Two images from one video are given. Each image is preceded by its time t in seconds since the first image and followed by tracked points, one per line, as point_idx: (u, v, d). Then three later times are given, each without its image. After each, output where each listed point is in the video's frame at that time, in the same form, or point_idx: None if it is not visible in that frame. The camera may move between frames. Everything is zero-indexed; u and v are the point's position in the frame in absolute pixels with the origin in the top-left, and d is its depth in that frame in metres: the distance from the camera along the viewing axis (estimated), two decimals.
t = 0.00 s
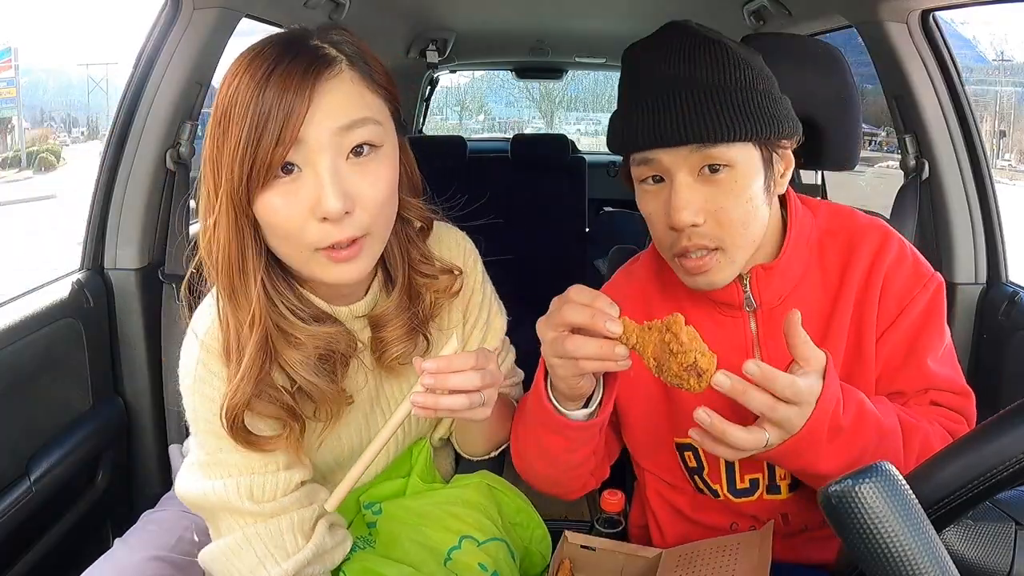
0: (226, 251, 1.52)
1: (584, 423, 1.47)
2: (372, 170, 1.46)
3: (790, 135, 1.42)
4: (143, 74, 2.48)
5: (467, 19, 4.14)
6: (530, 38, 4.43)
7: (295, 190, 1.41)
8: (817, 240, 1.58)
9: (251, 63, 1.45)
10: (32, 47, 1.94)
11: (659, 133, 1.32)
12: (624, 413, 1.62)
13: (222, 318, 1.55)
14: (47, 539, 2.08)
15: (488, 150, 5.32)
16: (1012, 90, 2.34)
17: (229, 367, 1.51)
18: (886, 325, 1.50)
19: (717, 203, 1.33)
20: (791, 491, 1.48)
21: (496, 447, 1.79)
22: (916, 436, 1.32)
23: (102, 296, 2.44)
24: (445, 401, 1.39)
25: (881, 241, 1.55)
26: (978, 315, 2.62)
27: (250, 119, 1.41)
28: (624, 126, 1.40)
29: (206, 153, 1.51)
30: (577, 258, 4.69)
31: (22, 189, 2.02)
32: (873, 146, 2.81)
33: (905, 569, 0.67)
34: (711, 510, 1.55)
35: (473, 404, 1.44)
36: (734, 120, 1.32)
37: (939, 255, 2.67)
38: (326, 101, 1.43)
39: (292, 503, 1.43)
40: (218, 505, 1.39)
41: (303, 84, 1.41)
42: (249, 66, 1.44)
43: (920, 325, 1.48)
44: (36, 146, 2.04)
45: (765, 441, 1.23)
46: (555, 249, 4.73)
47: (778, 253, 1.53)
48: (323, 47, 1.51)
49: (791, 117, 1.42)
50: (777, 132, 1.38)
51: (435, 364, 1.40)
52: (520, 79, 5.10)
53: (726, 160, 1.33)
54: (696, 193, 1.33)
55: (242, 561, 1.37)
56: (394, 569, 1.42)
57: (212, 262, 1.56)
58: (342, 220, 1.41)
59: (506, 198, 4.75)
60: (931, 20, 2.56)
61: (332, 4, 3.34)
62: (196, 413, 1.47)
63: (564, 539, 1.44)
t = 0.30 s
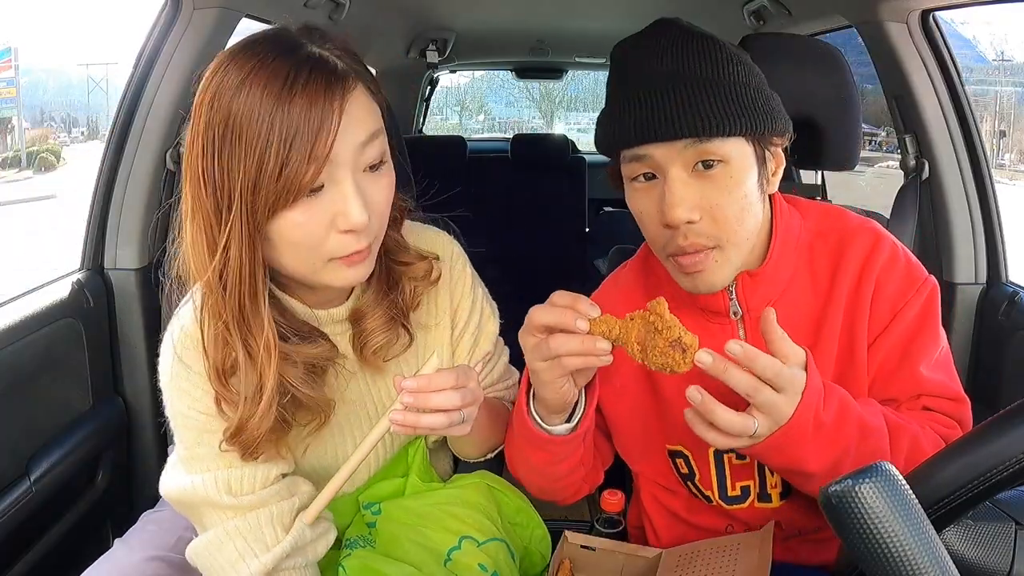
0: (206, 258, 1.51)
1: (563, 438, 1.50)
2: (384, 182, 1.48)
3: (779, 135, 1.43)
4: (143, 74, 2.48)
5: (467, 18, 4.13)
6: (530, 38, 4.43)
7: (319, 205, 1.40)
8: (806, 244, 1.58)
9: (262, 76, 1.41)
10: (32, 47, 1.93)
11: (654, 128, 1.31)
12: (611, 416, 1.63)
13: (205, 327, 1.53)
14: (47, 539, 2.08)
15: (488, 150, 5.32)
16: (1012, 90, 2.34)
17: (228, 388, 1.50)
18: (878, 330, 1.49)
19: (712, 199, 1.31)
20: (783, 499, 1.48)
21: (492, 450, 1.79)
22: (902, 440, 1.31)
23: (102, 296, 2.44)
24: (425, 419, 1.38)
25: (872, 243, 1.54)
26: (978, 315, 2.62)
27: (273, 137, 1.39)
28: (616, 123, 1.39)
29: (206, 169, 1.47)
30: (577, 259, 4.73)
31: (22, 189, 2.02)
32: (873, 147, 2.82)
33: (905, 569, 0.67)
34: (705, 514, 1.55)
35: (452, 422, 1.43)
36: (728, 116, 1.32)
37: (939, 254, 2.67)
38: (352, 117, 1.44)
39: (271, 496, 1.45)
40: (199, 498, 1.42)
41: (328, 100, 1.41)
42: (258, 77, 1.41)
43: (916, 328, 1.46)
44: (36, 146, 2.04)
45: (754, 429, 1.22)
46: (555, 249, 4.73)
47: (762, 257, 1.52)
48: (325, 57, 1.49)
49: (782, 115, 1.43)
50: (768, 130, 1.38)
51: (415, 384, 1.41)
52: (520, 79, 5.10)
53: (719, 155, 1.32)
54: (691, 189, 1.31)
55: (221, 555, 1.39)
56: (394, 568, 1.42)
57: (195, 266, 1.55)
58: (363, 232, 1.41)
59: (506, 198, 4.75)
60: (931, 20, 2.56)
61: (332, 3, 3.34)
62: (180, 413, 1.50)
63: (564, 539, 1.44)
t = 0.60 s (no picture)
0: (235, 272, 1.50)
1: (566, 438, 1.50)
2: (396, 173, 1.54)
3: (785, 158, 1.37)
4: (143, 74, 2.48)
5: (467, 18, 4.13)
6: (530, 38, 4.43)
7: (347, 197, 1.43)
8: (807, 253, 1.55)
9: (281, 76, 1.41)
10: (32, 47, 1.93)
11: (650, 157, 1.26)
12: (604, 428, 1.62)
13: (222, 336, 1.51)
14: (47, 540, 2.08)
15: (488, 150, 5.32)
16: (1012, 90, 2.34)
17: (259, 396, 1.50)
18: (883, 345, 1.46)
19: (709, 231, 1.28)
20: (777, 509, 1.47)
21: (493, 450, 1.79)
22: (904, 444, 1.30)
23: (102, 296, 2.44)
24: (427, 419, 1.39)
25: (876, 254, 1.51)
26: (978, 315, 2.62)
27: (302, 135, 1.40)
28: (614, 144, 1.34)
29: (227, 176, 1.45)
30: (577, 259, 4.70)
31: (22, 189, 2.02)
32: (873, 147, 2.83)
33: (905, 569, 0.67)
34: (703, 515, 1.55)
35: (455, 422, 1.44)
36: (730, 145, 1.26)
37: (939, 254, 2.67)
38: (370, 108, 1.48)
39: (273, 506, 1.45)
40: (202, 510, 1.43)
41: (350, 92, 1.44)
42: (277, 79, 1.41)
43: (921, 341, 1.43)
44: (35, 146, 2.04)
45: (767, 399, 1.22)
46: (555, 249, 4.74)
47: (762, 270, 1.51)
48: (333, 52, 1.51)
49: (790, 135, 1.38)
50: (773, 156, 1.32)
51: (417, 384, 1.41)
52: (520, 79, 5.11)
53: (718, 188, 1.27)
54: (687, 220, 1.27)
55: (220, 564, 1.40)
56: (395, 568, 1.42)
57: (207, 270, 1.55)
58: (387, 218, 1.46)
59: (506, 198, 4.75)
60: (931, 20, 2.56)
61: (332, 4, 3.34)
62: (186, 423, 1.47)
63: (564, 539, 1.44)
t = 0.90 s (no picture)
0: (249, 273, 1.50)
1: (562, 450, 1.50)
2: (403, 176, 1.54)
3: (781, 193, 1.30)
4: (143, 74, 2.48)
5: (467, 19, 4.13)
6: (530, 38, 4.43)
7: (357, 199, 1.44)
8: (805, 260, 1.54)
9: (296, 78, 1.41)
10: (32, 47, 1.93)
11: (630, 210, 1.21)
12: (599, 436, 1.62)
13: (232, 337, 1.51)
14: (47, 540, 2.08)
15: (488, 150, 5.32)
16: (1012, 90, 2.34)
17: (275, 396, 1.51)
18: (880, 353, 1.46)
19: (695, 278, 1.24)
20: (773, 516, 1.48)
21: (492, 451, 1.78)
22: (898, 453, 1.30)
23: (102, 296, 2.44)
24: (423, 425, 1.39)
25: (873, 260, 1.50)
26: (978, 316, 2.62)
27: (318, 138, 1.41)
28: (596, 186, 1.28)
29: (240, 176, 1.45)
30: (577, 259, 4.75)
31: (22, 189, 2.02)
32: (872, 147, 2.85)
33: (905, 569, 0.67)
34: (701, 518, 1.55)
35: (452, 428, 1.44)
36: (714, 196, 1.19)
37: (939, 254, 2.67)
38: (383, 110, 1.49)
39: (275, 508, 1.45)
40: (204, 512, 1.42)
41: (364, 95, 1.45)
42: (291, 81, 1.41)
43: (919, 348, 1.43)
44: (35, 146, 2.04)
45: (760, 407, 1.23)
46: (555, 249, 4.73)
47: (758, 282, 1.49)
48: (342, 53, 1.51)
49: (785, 172, 1.29)
50: (764, 200, 1.25)
51: (414, 390, 1.40)
52: (520, 79, 5.11)
53: (703, 239, 1.21)
54: (673, 270, 1.23)
55: (223, 565, 1.40)
56: (395, 568, 1.42)
57: (213, 269, 1.54)
58: (396, 220, 1.48)
59: (506, 198, 4.75)
60: (931, 20, 2.56)
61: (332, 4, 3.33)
62: (191, 423, 1.46)
63: (564, 539, 1.44)
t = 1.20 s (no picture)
0: (241, 280, 1.50)
1: (561, 455, 1.50)
2: (401, 190, 1.53)
3: (779, 212, 1.28)
4: (143, 74, 2.48)
5: (467, 19, 4.13)
6: (530, 38, 4.43)
7: (350, 217, 1.43)
8: (804, 263, 1.54)
9: (300, 84, 1.42)
10: (33, 46, 1.93)
11: (620, 235, 1.22)
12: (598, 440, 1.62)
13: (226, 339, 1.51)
14: (47, 540, 2.08)
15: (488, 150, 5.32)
16: (1012, 90, 2.34)
17: (263, 403, 1.51)
18: (878, 356, 1.46)
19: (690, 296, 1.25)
20: (771, 518, 1.48)
21: (492, 451, 1.79)
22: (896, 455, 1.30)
23: (102, 296, 2.44)
24: (411, 432, 1.39)
25: (872, 263, 1.50)
26: (979, 316, 2.62)
27: (317, 156, 1.41)
28: (590, 208, 1.29)
29: (238, 183, 1.45)
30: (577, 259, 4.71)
31: (22, 188, 2.02)
32: (872, 147, 2.84)
33: (905, 569, 0.67)
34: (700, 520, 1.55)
35: (438, 435, 1.44)
36: (705, 221, 1.19)
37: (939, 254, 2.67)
38: (385, 125, 1.48)
39: (270, 507, 1.45)
40: (201, 511, 1.42)
41: (369, 109, 1.45)
42: (295, 89, 1.41)
43: (917, 352, 1.43)
44: (35, 146, 2.04)
45: (758, 412, 1.23)
46: (555, 249, 4.73)
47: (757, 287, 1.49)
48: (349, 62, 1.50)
49: (782, 192, 1.27)
50: (758, 223, 1.24)
51: (401, 396, 1.41)
52: (520, 79, 5.11)
53: (697, 263, 1.22)
54: (667, 291, 1.24)
55: (219, 562, 1.39)
56: (395, 568, 1.42)
57: (206, 270, 1.54)
58: (390, 236, 1.47)
59: (506, 198, 4.75)
60: (931, 20, 2.56)
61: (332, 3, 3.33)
62: (191, 421, 1.47)
63: (564, 538, 1.44)
